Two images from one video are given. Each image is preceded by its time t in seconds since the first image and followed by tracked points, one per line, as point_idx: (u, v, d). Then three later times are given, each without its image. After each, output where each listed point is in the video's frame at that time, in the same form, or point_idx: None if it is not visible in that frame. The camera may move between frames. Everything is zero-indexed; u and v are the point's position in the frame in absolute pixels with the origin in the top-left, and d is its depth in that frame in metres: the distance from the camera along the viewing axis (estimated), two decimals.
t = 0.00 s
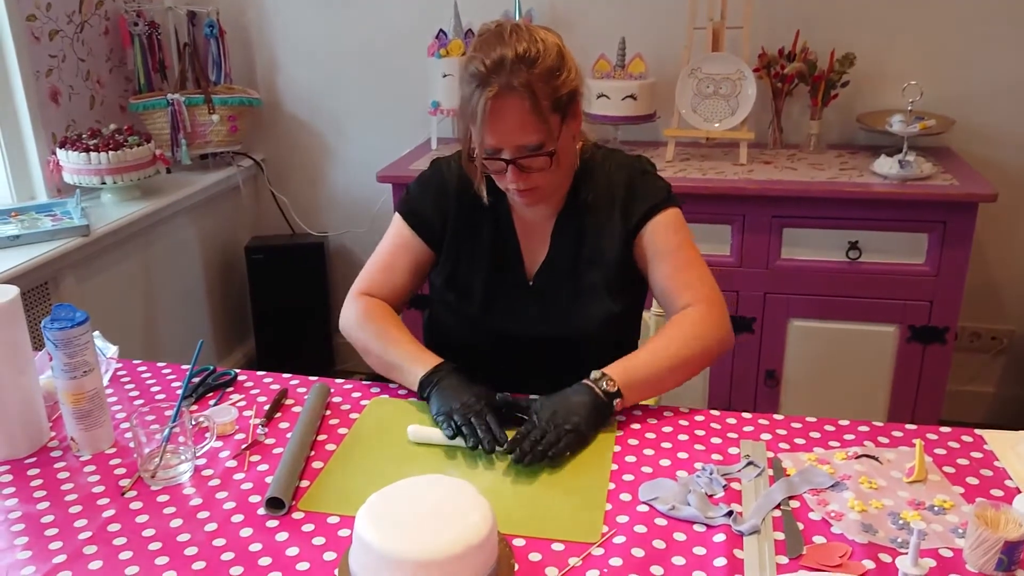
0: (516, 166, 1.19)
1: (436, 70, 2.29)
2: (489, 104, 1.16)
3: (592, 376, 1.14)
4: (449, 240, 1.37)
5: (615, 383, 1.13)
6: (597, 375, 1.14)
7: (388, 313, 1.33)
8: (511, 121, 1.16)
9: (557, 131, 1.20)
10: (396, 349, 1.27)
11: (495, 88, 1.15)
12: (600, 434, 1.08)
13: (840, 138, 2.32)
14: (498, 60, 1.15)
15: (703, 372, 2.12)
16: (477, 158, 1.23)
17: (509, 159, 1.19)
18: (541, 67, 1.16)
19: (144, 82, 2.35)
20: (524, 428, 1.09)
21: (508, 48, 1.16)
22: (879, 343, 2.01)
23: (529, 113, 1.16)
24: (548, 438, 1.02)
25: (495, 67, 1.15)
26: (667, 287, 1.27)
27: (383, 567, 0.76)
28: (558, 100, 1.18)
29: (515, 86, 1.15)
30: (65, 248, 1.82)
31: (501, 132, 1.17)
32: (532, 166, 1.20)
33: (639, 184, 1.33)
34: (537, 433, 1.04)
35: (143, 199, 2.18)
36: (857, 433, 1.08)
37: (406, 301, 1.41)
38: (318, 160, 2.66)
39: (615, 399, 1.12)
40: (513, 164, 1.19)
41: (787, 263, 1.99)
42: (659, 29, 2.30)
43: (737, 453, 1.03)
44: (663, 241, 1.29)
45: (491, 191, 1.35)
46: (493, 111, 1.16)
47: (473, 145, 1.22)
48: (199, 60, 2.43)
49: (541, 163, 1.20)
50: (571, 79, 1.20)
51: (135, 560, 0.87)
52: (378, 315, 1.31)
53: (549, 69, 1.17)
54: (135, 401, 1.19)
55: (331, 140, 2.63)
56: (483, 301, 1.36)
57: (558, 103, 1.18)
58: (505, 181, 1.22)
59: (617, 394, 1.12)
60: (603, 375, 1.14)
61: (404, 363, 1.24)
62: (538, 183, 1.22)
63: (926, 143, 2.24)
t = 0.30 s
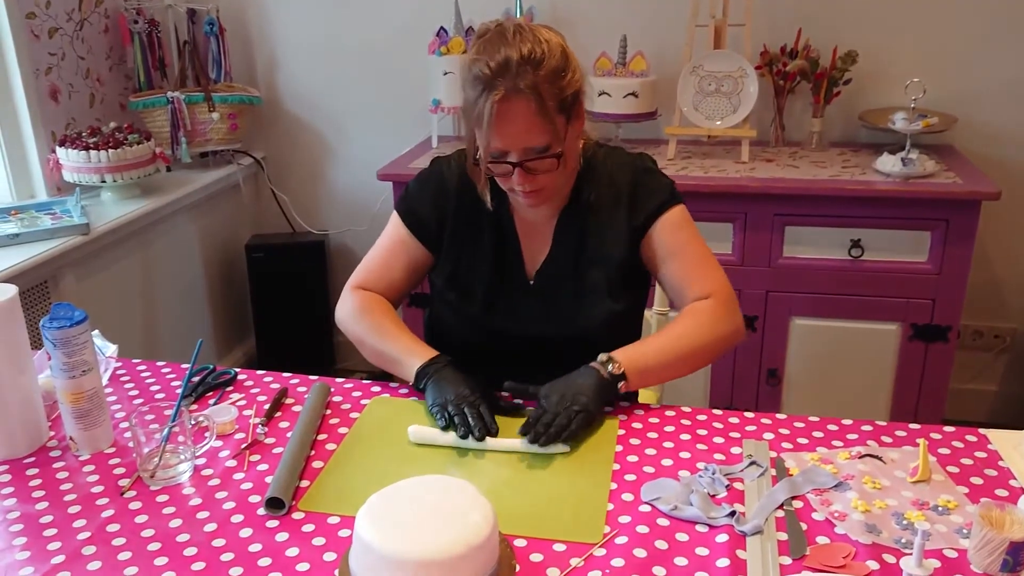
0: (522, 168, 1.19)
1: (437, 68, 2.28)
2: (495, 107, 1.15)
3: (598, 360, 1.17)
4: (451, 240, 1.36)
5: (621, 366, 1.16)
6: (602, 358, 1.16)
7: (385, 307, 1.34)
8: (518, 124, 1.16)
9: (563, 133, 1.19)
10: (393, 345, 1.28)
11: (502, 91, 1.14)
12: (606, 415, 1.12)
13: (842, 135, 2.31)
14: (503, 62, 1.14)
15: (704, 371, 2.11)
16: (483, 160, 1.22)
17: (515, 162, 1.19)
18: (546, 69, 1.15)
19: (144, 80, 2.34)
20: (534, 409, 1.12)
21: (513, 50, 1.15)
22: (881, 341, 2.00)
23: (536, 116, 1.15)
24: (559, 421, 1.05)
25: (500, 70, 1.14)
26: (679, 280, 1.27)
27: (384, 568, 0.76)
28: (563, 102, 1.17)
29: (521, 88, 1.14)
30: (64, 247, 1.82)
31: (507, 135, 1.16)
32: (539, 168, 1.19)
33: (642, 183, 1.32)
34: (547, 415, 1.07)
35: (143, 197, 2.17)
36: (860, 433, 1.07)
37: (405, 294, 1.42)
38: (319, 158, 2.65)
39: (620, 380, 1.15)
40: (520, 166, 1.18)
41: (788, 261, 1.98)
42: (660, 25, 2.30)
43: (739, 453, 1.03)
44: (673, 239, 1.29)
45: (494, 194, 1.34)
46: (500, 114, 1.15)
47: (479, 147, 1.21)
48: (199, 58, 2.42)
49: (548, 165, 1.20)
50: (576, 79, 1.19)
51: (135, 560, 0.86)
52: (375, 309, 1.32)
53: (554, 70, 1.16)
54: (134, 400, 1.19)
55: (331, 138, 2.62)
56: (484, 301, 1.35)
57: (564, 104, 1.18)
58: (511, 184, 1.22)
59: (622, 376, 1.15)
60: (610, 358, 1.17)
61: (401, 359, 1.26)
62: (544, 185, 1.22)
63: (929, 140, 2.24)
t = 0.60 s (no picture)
0: (520, 168, 1.18)
1: (437, 68, 2.29)
2: (493, 106, 1.14)
3: (610, 350, 1.20)
4: (447, 240, 1.36)
5: (631, 358, 1.18)
6: (614, 349, 1.19)
7: (382, 307, 1.34)
8: (516, 123, 1.15)
9: (561, 131, 1.19)
10: (392, 343, 1.28)
11: (499, 90, 1.14)
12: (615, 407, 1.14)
13: (843, 136, 2.31)
14: (500, 61, 1.14)
15: (705, 371, 2.11)
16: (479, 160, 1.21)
17: (513, 161, 1.18)
18: (543, 68, 1.15)
19: (145, 79, 2.34)
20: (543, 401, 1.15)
21: (509, 49, 1.15)
22: (882, 342, 2.00)
23: (533, 114, 1.15)
24: (566, 415, 1.08)
25: (497, 69, 1.14)
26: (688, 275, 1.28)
27: (384, 569, 0.75)
28: (560, 100, 1.17)
29: (518, 87, 1.14)
30: (64, 247, 1.82)
31: (505, 134, 1.16)
32: (536, 167, 1.19)
33: (639, 183, 1.32)
34: (556, 408, 1.09)
35: (143, 197, 2.17)
36: (860, 434, 1.07)
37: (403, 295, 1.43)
38: (319, 158, 2.65)
39: (630, 372, 1.18)
40: (518, 166, 1.18)
41: (789, 262, 1.98)
42: (661, 25, 2.29)
43: (740, 454, 1.03)
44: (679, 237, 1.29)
45: (493, 195, 1.34)
46: (497, 113, 1.15)
47: (475, 147, 1.20)
48: (199, 58, 2.42)
49: (545, 164, 1.19)
50: (572, 78, 1.19)
51: (134, 561, 0.86)
52: (373, 309, 1.33)
53: (550, 69, 1.16)
54: (134, 400, 1.19)
55: (331, 138, 2.62)
56: (482, 301, 1.35)
57: (561, 103, 1.18)
58: (509, 183, 1.21)
59: (632, 368, 1.18)
60: (621, 349, 1.20)
61: (399, 357, 1.26)
62: (540, 184, 1.22)
63: (930, 142, 2.24)
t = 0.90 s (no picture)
0: (520, 167, 1.18)
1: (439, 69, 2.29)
2: (492, 107, 1.14)
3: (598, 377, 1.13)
4: (447, 241, 1.36)
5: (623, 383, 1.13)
6: (603, 375, 1.13)
7: (384, 311, 1.35)
8: (516, 123, 1.15)
9: (560, 131, 1.20)
10: (393, 348, 1.28)
11: (498, 90, 1.14)
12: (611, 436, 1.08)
13: (845, 136, 2.31)
14: (499, 62, 1.14)
15: (707, 371, 2.11)
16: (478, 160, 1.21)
17: (513, 161, 1.18)
18: (542, 68, 1.15)
19: (147, 80, 2.35)
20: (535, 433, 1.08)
21: (508, 50, 1.15)
22: (884, 342, 2.00)
23: (533, 114, 1.15)
24: (566, 447, 1.01)
25: (496, 69, 1.14)
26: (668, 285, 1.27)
27: (386, 570, 0.76)
28: (559, 100, 1.18)
29: (518, 87, 1.14)
30: (67, 247, 1.82)
31: (505, 134, 1.16)
32: (535, 167, 1.19)
33: (638, 182, 1.32)
34: (553, 441, 1.02)
35: (146, 198, 2.18)
36: (863, 435, 1.07)
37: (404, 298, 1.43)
38: (321, 159, 2.65)
39: (623, 398, 1.12)
40: (517, 166, 1.18)
41: (791, 262, 1.98)
42: (662, 25, 2.29)
43: (742, 455, 1.03)
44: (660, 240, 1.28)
45: (494, 196, 1.33)
46: (497, 113, 1.15)
47: (474, 147, 1.20)
48: (201, 59, 2.43)
49: (544, 163, 1.19)
50: (570, 78, 1.19)
51: (136, 562, 0.86)
52: (374, 313, 1.33)
53: (549, 69, 1.16)
54: (137, 402, 1.19)
55: (333, 138, 2.63)
56: (482, 301, 1.35)
57: (559, 103, 1.18)
58: (508, 183, 1.21)
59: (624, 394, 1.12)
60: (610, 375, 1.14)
61: (401, 361, 1.26)
62: (540, 184, 1.22)
63: (931, 141, 2.23)
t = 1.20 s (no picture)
0: (509, 167, 1.18)
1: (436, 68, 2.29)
2: (480, 107, 1.14)
3: (622, 343, 1.20)
4: (439, 242, 1.35)
5: (644, 351, 1.19)
6: (626, 341, 1.19)
7: (377, 311, 1.34)
8: (505, 123, 1.15)
9: (548, 131, 1.20)
10: (387, 347, 1.28)
11: (486, 90, 1.13)
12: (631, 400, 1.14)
13: (842, 135, 2.31)
14: (486, 61, 1.14)
15: (704, 370, 2.11)
16: (467, 161, 1.21)
17: (502, 161, 1.18)
18: (530, 67, 1.15)
19: (144, 79, 2.34)
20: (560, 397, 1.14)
21: (495, 50, 1.15)
22: (881, 341, 2.00)
23: (521, 113, 1.15)
24: (589, 413, 1.07)
25: (483, 69, 1.14)
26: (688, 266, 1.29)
27: (382, 570, 0.75)
28: (547, 99, 1.17)
29: (506, 86, 1.14)
30: (63, 247, 1.81)
31: (494, 134, 1.16)
32: (525, 166, 1.19)
33: (630, 181, 1.32)
34: (578, 407, 1.08)
35: (142, 197, 2.17)
36: (860, 434, 1.07)
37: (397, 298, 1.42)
38: (318, 158, 2.65)
39: (644, 365, 1.18)
40: (507, 165, 1.18)
41: (788, 261, 1.98)
42: (660, 25, 2.29)
43: (739, 454, 1.03)
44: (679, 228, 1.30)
45: (481, 198, 1.34)
46: (485, 112, 1.14)
47: (463, 148, 1.20)
48: (198, 58, 2.42)
49: (534, 163, 1.19)
50: (558, 77, 1.19)
51: (132, 562, 0.86)
52: (367, 314, 1.32)
53: (537, 68, 1.16)
54: (132, 402, 1.18)
55: (330, 138, 2.62)
56: (475, 301, 1.35)
57: (547, 102, 1.17)
58: (498, 184, 1.21)
59: (646, 361, 1.19)
60: (633, 341, 1.20)
61: (395, 359, 1.26)
62: (530, 184, 1.21)
63: (929, 141, 2.23)
